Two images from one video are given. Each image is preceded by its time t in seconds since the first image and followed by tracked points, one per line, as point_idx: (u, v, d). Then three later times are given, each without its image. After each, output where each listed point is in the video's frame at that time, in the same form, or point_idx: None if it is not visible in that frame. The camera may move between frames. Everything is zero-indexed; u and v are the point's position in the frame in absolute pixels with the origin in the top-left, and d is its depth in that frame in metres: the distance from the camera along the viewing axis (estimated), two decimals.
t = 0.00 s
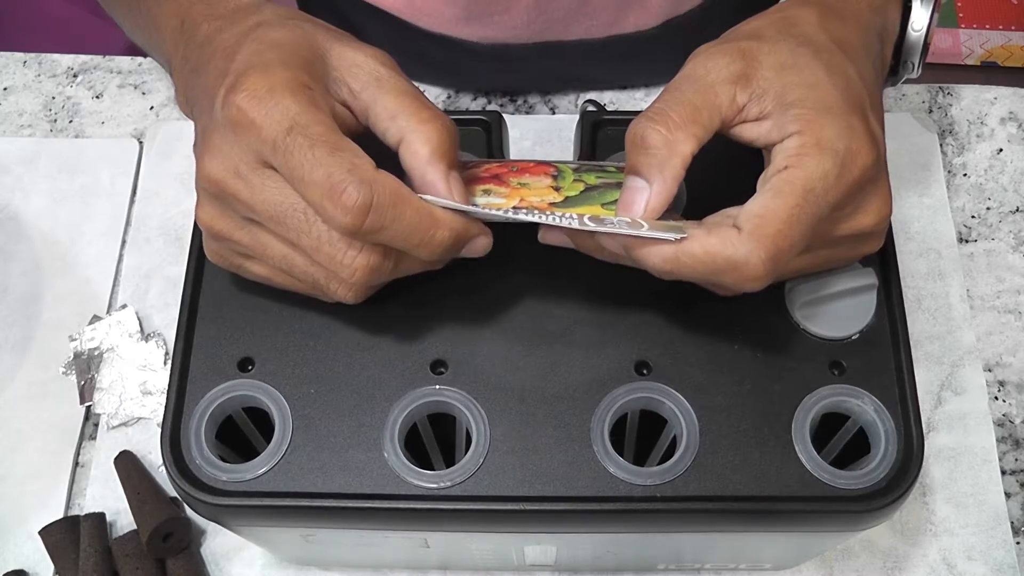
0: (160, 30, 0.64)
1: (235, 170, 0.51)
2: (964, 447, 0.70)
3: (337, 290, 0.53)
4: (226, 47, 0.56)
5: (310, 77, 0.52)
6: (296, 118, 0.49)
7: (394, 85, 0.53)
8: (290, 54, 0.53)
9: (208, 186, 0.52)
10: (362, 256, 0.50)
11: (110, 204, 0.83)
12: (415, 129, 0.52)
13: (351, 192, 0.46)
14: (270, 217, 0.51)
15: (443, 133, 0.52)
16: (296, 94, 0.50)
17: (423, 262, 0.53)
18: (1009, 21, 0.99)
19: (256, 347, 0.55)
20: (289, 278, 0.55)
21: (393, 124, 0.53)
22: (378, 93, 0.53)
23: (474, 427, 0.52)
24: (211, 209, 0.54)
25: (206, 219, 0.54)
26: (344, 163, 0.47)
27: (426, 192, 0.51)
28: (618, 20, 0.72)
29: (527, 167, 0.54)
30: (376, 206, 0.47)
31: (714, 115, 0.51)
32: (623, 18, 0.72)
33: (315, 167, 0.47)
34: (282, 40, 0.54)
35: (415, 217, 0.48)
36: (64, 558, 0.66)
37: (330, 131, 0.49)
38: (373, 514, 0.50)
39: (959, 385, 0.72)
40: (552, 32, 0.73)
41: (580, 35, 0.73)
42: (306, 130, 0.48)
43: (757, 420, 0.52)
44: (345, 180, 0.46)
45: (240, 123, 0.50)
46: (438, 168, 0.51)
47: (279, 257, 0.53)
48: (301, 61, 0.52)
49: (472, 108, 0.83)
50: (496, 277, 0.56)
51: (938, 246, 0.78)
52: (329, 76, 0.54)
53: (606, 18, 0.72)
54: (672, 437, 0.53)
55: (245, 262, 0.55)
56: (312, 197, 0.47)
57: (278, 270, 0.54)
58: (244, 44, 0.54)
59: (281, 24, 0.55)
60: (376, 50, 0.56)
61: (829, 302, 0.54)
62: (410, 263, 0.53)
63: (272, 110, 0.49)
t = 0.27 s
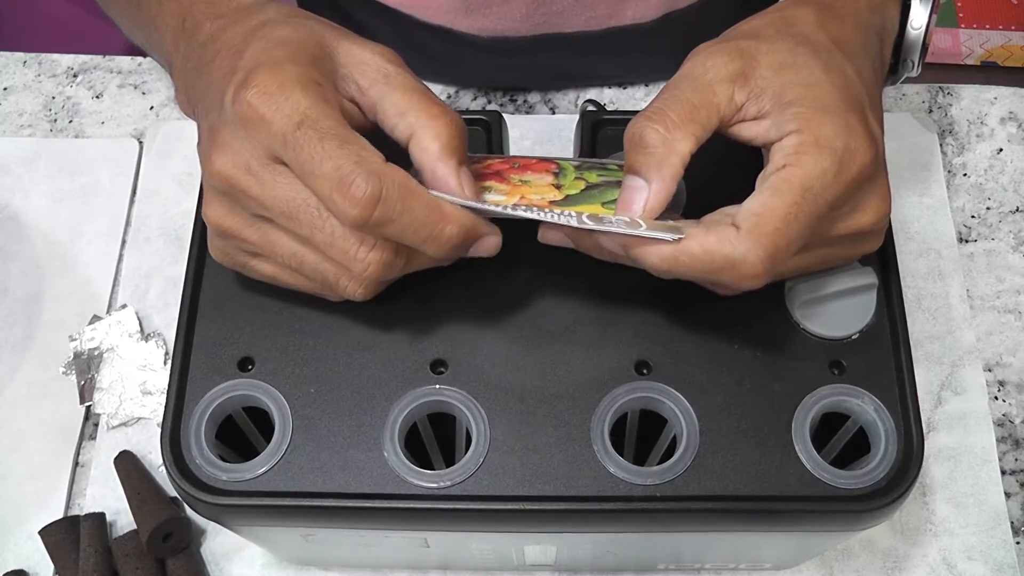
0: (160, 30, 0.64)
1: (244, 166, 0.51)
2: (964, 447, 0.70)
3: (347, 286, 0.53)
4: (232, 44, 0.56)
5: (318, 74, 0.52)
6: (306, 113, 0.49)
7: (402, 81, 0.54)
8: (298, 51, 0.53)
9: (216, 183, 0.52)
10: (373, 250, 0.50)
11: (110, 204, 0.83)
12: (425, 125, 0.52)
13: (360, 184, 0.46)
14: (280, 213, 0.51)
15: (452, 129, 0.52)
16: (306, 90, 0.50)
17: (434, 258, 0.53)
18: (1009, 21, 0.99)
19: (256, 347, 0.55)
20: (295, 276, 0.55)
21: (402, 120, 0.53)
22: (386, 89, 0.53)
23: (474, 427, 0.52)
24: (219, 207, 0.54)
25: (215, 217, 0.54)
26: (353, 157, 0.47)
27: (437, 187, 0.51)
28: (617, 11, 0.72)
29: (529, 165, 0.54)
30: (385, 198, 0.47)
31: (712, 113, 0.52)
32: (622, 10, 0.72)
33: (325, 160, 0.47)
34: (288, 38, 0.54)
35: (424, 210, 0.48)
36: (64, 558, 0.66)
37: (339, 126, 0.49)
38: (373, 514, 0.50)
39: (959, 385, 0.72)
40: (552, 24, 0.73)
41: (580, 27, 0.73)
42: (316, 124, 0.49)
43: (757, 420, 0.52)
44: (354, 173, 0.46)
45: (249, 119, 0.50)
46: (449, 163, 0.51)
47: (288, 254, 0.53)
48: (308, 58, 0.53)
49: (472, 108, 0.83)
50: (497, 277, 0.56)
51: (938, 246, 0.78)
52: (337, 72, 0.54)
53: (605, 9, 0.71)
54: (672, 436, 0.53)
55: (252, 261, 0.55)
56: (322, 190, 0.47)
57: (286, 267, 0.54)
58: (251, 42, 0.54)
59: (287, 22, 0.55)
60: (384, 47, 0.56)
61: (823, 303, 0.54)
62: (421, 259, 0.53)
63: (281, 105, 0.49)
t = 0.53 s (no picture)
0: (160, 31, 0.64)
1: (248, 167, 0.51)
2: (964, 447, 0.70)
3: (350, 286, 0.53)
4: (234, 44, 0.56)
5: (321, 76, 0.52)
6: (310, 114, 0.49)
7: (402, 84, 0.54)
8: (300, 53, 0.53)
9: (218, 184, 0.52)
10: (378, 250, 0.50)
11: (110, 204, 0.83)
12: (422, 129, 0.52)
13: (366, 185, 0.46)
14: (285, 214, 0.51)
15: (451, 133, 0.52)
16: (309, 92, 0.50)
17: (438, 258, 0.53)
18: (1009, 21, 0.99)
19: (256, 347, 0.55)
20: (298, 277, 0.55)
21: (401, 123, 0.53)
22: (386, 92, 0.54)
23: (474, 427, 0.52)
24: (221, 208, 0.54)
25: (217, 218, 0.54)
26: (358, 158, 0.47)
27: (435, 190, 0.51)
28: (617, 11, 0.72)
29: (529, 166, 0.54)
30: (391, 199, 0.46)
31: (707, 120, 0.52)
32: (622, 10, 0.72)
33: (331, 161, 0.47)
34: (291, 39, 0.54)
35: (429, 210, 0.48)
36: (64, 558, 0.66)
37: (343, 127, 0.49)
38: (373, 514, 0.50)
39: (959, 385, 0.72)
40: (551, 24, 0.73)
41: (580, 27, 0.73)
42: (320, 125, 0.49)
43: (757, 420, 0.52)
44: (360, 174, 0.46)
45: (253, 120, 0.50)
46: (448, 166, 0.51)
47: (291, 255, 0.53)
48: (311, 59, 0.53)
49: (472, 108, 0.83)
50: (497, 278, 0.56)
51: (938, 246, 0.78)
52: (338, 74, 0.54)
53: (605, 9, 0.72)
54: (672, 437, 0.53)
55: (254, 262, 0.55)
56: (327, 191, 0.47)
57: (288, 268, 0.54)
58: (253, 43, 0.54)
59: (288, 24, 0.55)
60: (384, 49, 0.56)
61: (821, 304, 0.54)
62: (425, 259, 0.53)
63: (286, 107, 0.49)
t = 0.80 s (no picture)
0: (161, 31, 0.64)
1: (251, 168, 0.51)
2: (964, 447, 0.70)
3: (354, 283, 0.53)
4: (237, 43, 0.55)
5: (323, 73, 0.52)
6: (312, 113, 0.48)
7: (404, 80, 0.54)
8: (302, 51, 0.53)
9: (221, 184, 0.52)
10: (383, 248, 0.51)
11: (110, 204, 0.83)
12: (427, 122, 0.52)
13: (369, 185, 0.46)
14: (289, 214, 0.51)
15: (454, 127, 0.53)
16: (311, 91, 0.50)
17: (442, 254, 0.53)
18: (1009, 21, 0.99)
19: (256, 347, 0.55)
20: (300, 275, 0.55)
21: (406, 117, 0.53)
22: (389, 89, 0.54)
23: (474, 427, 0.52)
24: (224, 208, 0.54)
25: (220, 218, 0.54)
26: (361, 157, 0.47)
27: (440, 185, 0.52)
28: (616, 16, 0.72)
29: (530, 162, 0.54)
30: (395, 198, 0.47)
31: (701, 121, 0.51)
32: (621, 14, 0.72)
33: (333, 162, 0.47)
34: (293, 37, 0.53)
35: (433, 208, 0.48)
36: (64, 558, 0.66)
37: (346, 126, 0.48)
38: (373, 514, 0.50)
39: (959, 385, 0.72)
40: (550, 28, 0.73)
41: (578, 31, 0.73)
42: (323, 124, 0.48)
43: (757, 420, 0.52)
44: (363, 174, 0.46)
45: (255, 120, 0.50)
46: (452, 158, 0.52)
47: (294, 254, 0.53)
48: (313, 57, 0.52)
49: (472, 108, 0.83)
50: (496, 277, 0.56)
51: (938, 246, 0.78)
52: (340, 72, 0.54)
53: (605, 14, 0.72)
54: (672, 437, 0.53)
55: (257, 261, 0.55)
56: (330, 191, 0.47)
57: (291, 267, 0.55)
58: (255, 41, 0.54)
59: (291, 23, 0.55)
60: (385, 46, 0.56)
61: (818, 303, 0.54)
62: (430, 256, 0.53)
63: (288, 107, 0.49)
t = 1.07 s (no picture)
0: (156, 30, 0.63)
1: (264, 162, 0.51)
2: (964, 447, 0.70)
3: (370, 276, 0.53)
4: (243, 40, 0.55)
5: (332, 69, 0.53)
6: (327, 106, 0.49)
7: (413, 76, 0.54)
8: (311, 47, 0.53)
9: (233, 180, 0.52)
10: (399, 239, 0.51)
11: (110, 204, 0.83)
12: (439, 116, 0.53)
13: (388, 175, 0.46)
14: (304, 207, 0.51)
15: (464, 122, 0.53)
16: (326, 84, 0.50)
17: (456, 245, 0.53)
18: (1009, 21, 0.99)
19: (256, 347, 0.55)
20: (311, 271, 0.55)
21: (415, 113, 0.53)
22: (397, 84, 0.54)
23: (474, 427, 0.52)
24: (234, 205, 0.53)
25: (230, 214, 0.53)
26: (379, 148, 0.47)
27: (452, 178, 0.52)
28: (617, 20, 0.72)
29: (531, 157, 0.54)
30: (413, 187, 0.47)
31: (699, 117, 0.52)
32: (622, 19, 0.72)
33: (351, 153, 0.47)
34: (299, 33, 0.54)
35: (450, 198, 0.48)
36: (64, 558, 0.66)
37: (361, 118, 0.49)
38: (373, 514, 0.50)
39: (959, 385, 0.72)
40: (551, 31, 0.73)
41: (579, 34, 0.74)
42: (339, 117, 0.49)
43: (758, 420, 0.52)
44: (381, 164, 0.47)
45: (269, 115, 0.50)
46: (465, 152, 0.52)
47: (306, 249, 0.53)
48: (322, 52, 0.52)
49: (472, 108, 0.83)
50: (497, 278, 0.56)
51: (938, 246, 0.78)
52: (348, 67, 0.54)
53: (606, 18, 0.72)
54: (672, 437, 0.53)
55: (266, 258, 0.55)
56: (349, 183, 0.47)
57: (301, 262, 0.55)
58: (263, 38, 0.54)
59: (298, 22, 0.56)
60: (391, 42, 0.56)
61: (815, 302, 0.54)
62: (443, 248, 0.54)
63: (303, 100, 0.49)
